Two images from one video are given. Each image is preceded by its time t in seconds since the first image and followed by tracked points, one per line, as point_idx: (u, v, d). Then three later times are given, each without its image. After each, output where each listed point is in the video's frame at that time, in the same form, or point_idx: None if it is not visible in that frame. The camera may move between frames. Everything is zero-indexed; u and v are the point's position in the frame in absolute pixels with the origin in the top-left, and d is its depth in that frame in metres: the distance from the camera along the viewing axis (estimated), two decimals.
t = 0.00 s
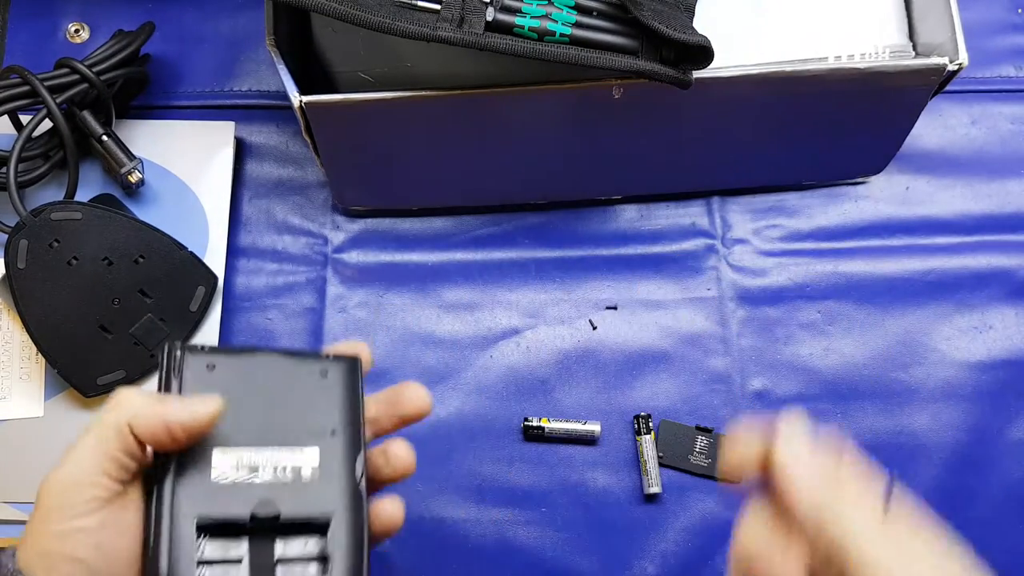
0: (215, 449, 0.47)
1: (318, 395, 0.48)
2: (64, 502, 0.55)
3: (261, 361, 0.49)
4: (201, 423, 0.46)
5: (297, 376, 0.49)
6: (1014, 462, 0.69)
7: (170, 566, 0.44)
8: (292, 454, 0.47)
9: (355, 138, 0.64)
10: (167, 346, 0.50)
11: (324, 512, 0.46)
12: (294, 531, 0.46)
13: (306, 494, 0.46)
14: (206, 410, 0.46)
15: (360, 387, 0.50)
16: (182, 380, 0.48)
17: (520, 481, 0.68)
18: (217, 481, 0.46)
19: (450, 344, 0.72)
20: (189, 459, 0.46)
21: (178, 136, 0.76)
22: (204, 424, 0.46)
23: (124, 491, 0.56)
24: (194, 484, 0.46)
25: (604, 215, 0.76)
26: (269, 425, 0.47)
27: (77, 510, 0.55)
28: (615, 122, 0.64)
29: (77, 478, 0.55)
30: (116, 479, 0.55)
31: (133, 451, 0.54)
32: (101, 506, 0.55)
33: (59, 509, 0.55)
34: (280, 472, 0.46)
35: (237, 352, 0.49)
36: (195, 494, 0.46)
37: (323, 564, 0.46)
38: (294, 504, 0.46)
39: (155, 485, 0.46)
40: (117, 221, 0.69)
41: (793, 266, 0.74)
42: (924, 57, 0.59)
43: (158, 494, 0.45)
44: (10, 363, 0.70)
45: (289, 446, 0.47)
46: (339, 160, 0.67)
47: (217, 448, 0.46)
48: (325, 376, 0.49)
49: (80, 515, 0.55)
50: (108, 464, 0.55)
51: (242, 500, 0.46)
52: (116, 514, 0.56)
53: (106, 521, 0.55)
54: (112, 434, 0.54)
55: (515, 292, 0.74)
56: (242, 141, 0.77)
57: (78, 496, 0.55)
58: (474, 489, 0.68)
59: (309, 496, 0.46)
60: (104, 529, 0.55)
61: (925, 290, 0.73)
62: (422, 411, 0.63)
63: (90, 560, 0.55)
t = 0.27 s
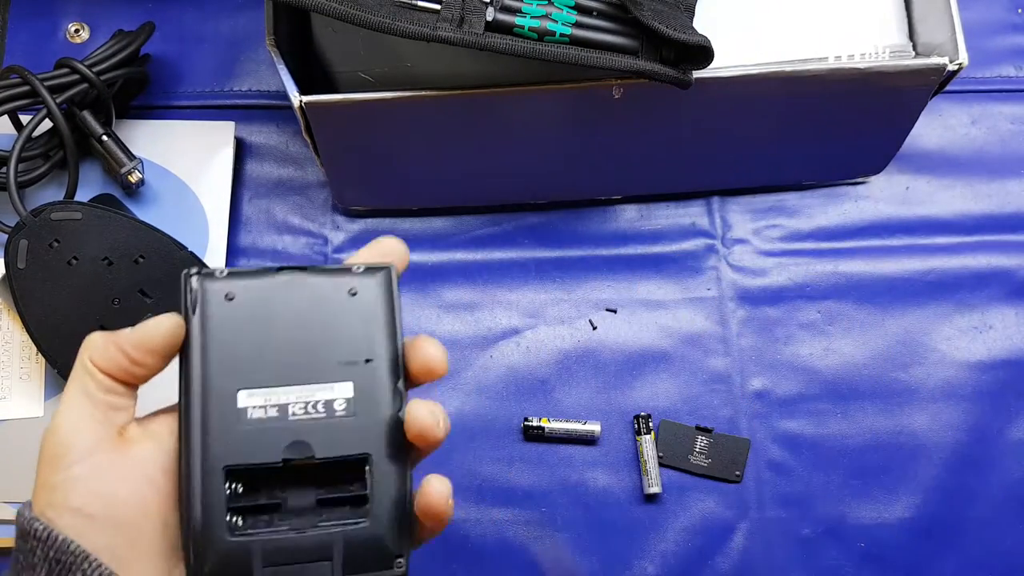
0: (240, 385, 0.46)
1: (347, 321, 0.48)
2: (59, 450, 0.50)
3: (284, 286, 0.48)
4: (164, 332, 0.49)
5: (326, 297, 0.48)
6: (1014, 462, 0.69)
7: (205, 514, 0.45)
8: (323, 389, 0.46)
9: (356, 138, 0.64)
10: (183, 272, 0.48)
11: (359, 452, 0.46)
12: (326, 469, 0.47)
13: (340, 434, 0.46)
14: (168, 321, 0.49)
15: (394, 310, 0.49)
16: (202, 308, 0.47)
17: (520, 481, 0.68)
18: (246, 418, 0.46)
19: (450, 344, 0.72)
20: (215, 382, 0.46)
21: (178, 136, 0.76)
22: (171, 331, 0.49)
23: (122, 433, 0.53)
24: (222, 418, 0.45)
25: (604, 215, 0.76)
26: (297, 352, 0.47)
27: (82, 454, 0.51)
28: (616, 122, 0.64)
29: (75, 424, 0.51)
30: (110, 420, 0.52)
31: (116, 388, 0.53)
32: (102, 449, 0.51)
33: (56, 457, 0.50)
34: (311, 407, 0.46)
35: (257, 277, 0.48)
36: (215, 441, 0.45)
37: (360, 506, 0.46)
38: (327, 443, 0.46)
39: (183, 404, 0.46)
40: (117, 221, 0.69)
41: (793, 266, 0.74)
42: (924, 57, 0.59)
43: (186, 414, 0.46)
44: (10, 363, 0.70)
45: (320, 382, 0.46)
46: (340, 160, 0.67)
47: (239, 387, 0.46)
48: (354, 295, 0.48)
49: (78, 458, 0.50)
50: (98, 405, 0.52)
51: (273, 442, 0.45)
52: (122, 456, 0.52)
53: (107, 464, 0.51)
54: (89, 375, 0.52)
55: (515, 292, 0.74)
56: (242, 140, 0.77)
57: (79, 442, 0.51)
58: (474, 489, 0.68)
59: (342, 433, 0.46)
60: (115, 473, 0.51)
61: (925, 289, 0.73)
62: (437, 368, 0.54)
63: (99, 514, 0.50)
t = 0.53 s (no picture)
0: (284, 360, 0.46)
1: (396, 308, 0.48)
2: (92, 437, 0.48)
3: (336, 266, 0.48)
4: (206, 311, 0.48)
5: (377, 284, 0.48)
6: (1014, 462, 0.69)
7: (238, 494, 0.43)
8: (370, 374, 0.46)
9: (356, 138, 0.64)
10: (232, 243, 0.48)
11: (402, 443, 0.46)
12: (361, 460, 0.46)
13: (383, 421, 0.46)
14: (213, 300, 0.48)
15: (441, 303, 0.50)
16: (252, 280, 0.47)
17: (520, 481, 0.68)
18: (288, 395, 0.45)
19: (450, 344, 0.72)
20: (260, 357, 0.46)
21: (178, 136, 0.76)
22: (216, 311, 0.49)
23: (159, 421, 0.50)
24: (262, 394, 0.45)
25: (604, 215, 0.76)
26: (344, 334, 0.47)
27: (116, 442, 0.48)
28: (616, 122, 0.64)
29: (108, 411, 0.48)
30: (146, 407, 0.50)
31: (155, 372, 0.51)
32: (139, 438, 0.49)
33: (88, 444, 0.48)
34: (357, 391, 0.46)
35: (309, 256, 0.48)
36: (251, 417, 0.44)
37: (393, 501, 0.46)
38: (372, 430, 0.45)
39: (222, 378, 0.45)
40: (117, 221, 0.69)
41: (793, 266, 0.74)
42: (924, 57, 0.59)
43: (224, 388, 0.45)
44: (10, 363, 0.70)
45: (367, 367, 0.46)
46: (340, 160, 0.67)
47: (284, 364, 0.46)
48: (405, 284, 0.49)
49: (111, 447, 0.48)
50: (136, 389, 0.50)
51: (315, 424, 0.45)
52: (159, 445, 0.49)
53: (140, 454, 0.48)
54: (127, 358, 0.50)
55: (515, 292, 0.74)
56: (242, 140, 0.77)
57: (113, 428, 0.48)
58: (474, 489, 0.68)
59: (386, 422, 0.46)
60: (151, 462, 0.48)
61: (925, 289, 0.73)
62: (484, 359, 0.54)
63: (135, 505, 0.47)
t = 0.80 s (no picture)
0: (313, 360, 0.46)
1: (418, 317, 0.49)
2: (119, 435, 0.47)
3: (363, 272, 0.48)
4: (244, 303, 0.47)
5: (401, 293, 0.49)
6: (1014, 462, 0.69)
7: (266, 491, 0.43)
8: (393, 382, 0.47)
9: (356, 138, 0.64)
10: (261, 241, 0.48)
11: (422, 450, 0.46)
12: (380, 462, 0.46)
13: (407, 427, 0.46)
14: (245, 293, 0.47)
15: (457, 316, 0.51)
16: (282, 278, 0.47)
17: (520, 481, 0.68)
18: (315, 396, 0.45)
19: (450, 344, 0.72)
20: (289, 354, 0.45)
21: (178, 136, 0.76)
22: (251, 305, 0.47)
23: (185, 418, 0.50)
24: (290, 394, 0.45)
25: (604, 215, 0.76)
26: (370, 339, 0.47)
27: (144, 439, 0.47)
28: (616, 122, 0.64)
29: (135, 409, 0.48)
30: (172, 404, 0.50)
31: (181, 369, 0.51)
32: (166, 434, 0.48)
33: (115, 442, 0.47)
34: (381, 397, 0.46)
35: (338, 259, 0.48)
36: (280, 415, 0.44)
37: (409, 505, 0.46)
38: (394, 435, 0.46)
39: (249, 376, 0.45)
40: (117, 221, 0.69)
41: (793, 266, 0.74)
42: (924, 57, 0.59)
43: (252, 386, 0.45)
44: (10, 363, 0.70)
45: (390, 373, 0.47)
46: (340, 160, 0.67)
47: (313, 363, 0.45)
48: (427, 296, 0.50)
49: (139, 443, 0.47)
50: (162, 385, 0.49)
51: (344, 426, 0.45)
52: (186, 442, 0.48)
53: (169, 450, 0.48)
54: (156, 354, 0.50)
55: (515, 292, 0.74)
56: (242, 140, 0.77)
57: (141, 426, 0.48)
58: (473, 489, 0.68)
59: (407, 428, 0.46)
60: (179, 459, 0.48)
61: (925, 289, 0.73)
62: (492, 371, 0.55)
63: (166, 501, 0.47)
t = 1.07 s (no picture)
0: (324, 356, 0.45)
1: (426, 315, 0.49)
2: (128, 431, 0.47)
3: (372, 267, 0.48)
4: (255, 297, 0.46)
5: (409, 289, 0.49)
6: (1015, 462, 0.69)
7: (279, 486, 0.43)
8: (402, 379, 0.47)
9: (357, 138, 0.64)
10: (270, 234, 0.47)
11: (429, 449, 0.47)
12: (387, 461, 0.46)
13: (415, 425, 0.46)
14: (253, 288, 0.47)
15: (462, 314, 0.51)
16: (293, 273, 0.47)
17: (520, 481, 0.68)
18: (326, 393, 0.45)
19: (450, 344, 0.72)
20: (300, 351, 0.45)
21: (178, 136, 0.76)
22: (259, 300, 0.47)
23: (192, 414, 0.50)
24: (301, 391, 0.44)
25: (604, 215, 0.76)
26: (379, 335, 0.47)
27: (153, 435, 0.47)
28: (616, 121, 0.64)
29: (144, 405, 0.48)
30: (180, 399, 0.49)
31: (190, 363, 0.50)
32: (175, 429, 0.48)
33: (123, 438, 0.47)
34: (391, 394, 0.46)
35: (347, 254, 0.48)
36: (291, 413, 0.44)
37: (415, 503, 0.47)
38: (401, 432, 0.46)
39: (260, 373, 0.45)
40: (117, 221, 0.69)
41: (793, 266, 0.74)
42: (924, 57, 0.59)
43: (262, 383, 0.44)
44: (10, 363, 0.70)
45: (399, 371, 0.47)
46: (340, 160, 0.67)
47: (324, 359, 0.45)
48: (434, 294, 0.50)
49: (148, 439, 0.47)
50: (170, 379, 0.49)
51: (356, 423, 0.45)
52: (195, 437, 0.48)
53: (177, 446, 0.48)
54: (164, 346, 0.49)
55: (515, 292, 0.74)
56: (242, 140, 0.77)
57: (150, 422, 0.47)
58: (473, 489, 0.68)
59: (415, 425, 0.46)
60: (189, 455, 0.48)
61: (925, 289, 0.73)
62: (498, 370, 0.56)
63: (177, 497, 0.47)
